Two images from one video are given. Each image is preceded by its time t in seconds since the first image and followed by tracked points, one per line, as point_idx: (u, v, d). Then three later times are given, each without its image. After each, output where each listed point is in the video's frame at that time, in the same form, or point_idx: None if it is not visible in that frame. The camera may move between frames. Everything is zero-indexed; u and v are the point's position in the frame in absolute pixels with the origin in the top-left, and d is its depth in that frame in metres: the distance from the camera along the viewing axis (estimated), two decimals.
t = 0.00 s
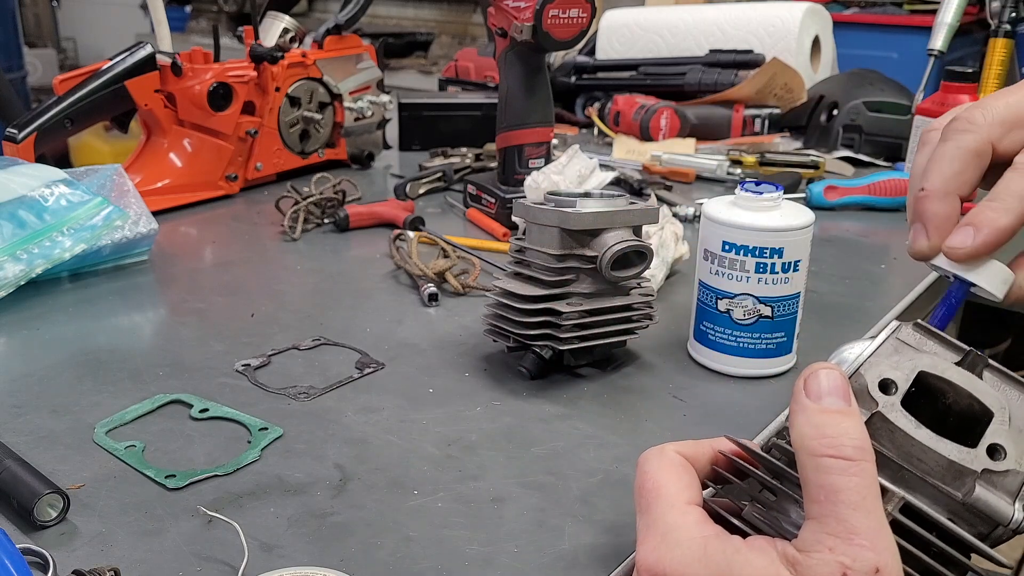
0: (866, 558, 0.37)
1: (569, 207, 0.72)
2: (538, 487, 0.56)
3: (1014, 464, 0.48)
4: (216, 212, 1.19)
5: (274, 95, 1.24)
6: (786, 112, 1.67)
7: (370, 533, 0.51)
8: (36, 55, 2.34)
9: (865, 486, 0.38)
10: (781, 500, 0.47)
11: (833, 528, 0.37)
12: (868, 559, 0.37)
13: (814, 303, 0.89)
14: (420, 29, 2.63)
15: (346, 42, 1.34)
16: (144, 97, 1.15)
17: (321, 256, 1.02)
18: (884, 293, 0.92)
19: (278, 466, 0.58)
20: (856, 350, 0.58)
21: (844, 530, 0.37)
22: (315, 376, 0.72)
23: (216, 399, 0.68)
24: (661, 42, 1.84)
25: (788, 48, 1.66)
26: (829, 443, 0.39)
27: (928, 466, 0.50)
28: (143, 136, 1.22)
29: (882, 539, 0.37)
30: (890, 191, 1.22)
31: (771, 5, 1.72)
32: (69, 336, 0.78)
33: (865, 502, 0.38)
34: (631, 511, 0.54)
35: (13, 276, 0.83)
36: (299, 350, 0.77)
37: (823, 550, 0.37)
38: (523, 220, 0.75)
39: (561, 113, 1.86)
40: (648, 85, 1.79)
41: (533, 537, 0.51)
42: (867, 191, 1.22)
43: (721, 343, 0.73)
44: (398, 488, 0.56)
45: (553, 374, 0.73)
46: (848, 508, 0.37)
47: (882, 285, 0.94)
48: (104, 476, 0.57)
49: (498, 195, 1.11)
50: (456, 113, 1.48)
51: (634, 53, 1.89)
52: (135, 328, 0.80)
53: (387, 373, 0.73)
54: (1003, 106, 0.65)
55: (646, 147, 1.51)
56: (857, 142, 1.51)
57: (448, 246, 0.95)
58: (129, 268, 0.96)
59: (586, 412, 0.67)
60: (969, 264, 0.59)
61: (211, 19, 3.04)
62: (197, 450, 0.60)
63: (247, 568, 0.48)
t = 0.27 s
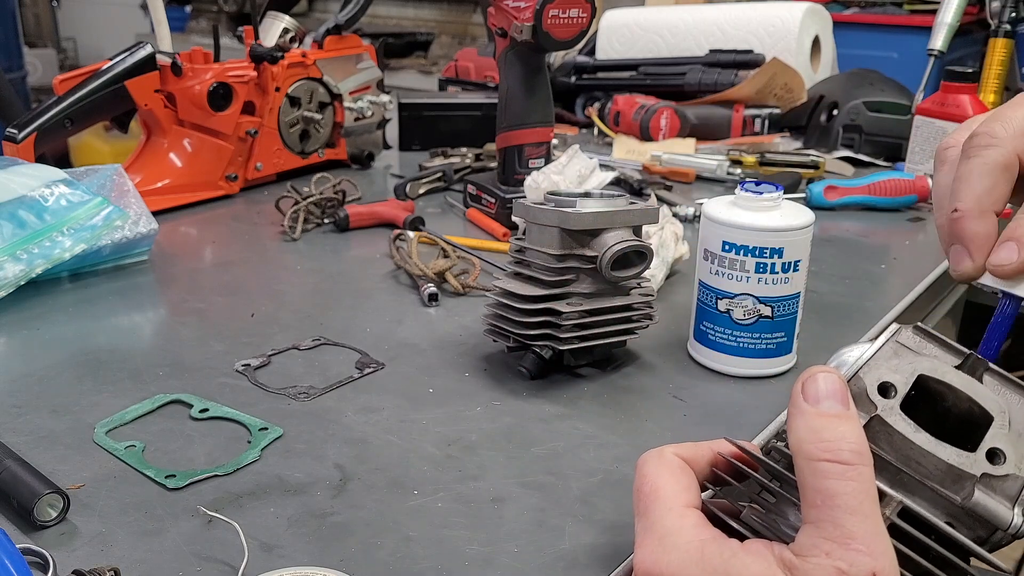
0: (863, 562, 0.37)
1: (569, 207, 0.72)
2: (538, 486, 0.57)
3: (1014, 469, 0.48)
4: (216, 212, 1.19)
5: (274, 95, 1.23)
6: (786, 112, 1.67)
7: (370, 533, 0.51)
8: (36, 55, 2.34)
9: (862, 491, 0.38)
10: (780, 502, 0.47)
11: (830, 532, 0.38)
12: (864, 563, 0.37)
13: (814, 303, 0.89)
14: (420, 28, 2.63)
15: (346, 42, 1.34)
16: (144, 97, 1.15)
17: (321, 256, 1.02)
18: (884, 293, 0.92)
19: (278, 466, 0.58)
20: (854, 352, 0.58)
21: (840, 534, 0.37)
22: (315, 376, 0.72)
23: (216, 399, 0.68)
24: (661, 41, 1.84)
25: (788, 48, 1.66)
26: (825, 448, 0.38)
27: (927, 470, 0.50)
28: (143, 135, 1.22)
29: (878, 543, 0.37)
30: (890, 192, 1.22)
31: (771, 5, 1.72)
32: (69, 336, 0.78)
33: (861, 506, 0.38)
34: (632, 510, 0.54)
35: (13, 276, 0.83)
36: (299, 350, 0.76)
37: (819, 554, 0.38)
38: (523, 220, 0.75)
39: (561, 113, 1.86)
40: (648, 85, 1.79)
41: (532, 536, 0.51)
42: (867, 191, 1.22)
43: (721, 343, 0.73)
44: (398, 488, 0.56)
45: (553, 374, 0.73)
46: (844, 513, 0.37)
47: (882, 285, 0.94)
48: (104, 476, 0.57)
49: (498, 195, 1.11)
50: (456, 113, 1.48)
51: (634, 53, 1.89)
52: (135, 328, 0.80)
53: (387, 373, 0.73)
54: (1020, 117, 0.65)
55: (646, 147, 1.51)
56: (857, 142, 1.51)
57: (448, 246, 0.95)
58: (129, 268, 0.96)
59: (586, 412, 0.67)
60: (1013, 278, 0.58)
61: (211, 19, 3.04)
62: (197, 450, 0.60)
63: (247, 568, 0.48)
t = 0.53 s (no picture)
0: (863, 562, 0.37)
1: (569, 207, 0.72)
2: (538, 486, 0.57)
3: (1013, 467, 0.48)
4: (216, 212, 1.19)
5: (274, 95, 1.23)
6: (786, 112, 1.67)
7: (370, 533, 0.51)
8: (36, 55, 2.34)
9: (862, 491, 0.38)
10: (781, 502, 0.47)
11: (831, 532, 0.38)
12: (865, 562, 0.37)
13: (814, 303, 0.89)
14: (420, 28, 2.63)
15: (346, 42, 1.34)
16: (144, 97, 1.15)
17: (321, 256, 1.02)
18: (884, 293, 0.92)
19: (278, 466, 0.58)
20: (852, 350, 0.58)
21: (841, 534, 0.37)
22: (315, 376, 0.72)
23: (216, 399, 0.68)
24: (661, 42, 1.84)
25: (788, 48, 1.66)
26: (825, 447, 0.39)
27: (928, 469, 0.50)
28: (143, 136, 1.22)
29: (879, 543, 0.37)
30: (890, 192, 1.22)
31: (771, 5, 1.72)
32: (69, 336, 0.78)
33: (861, 505, 0.38)
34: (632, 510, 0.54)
35: (13, 276, 0.83)
36: (299, 350, 0.77)
37: (820, 553, 0.37)
38: (523, 220, 0.75)
39: (561, 113, 1.87)
40: (648, 85, 1.79)
41: (533, 537, 0.51)
42: (867, 191, 1.22)
43: (721, 342, 0.73)
44: (398, 488, 0.56)
45: (553, 374, 0.73)
46: (845, 512, 0.37)
47: (882, 286, 0.94)
48: (104, 476, 0.57)
49: (498, 195, 1.11)
50: (457, 113, 1.48)
51: (634, 53, 1.89)
52: (135, 328, 0.80)
53: (387, 373, 0.73)
54: (1005, 98, 0.65)
55: (646, 147, 1.51)
56: (857, 142, 1.51)
57: (448, 246, 0.95)
58: (129, 268, 0.96)
59: (586, 412, 0.67)
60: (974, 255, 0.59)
61: (211, 19, 3.04)
62: (197, 450, 0.60)
63: (247, 568, 0.48)
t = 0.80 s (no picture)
0: (865, 560, 0.36)
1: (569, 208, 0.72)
2: (538, 486, 0.57)
3: (1014, 468, 0.48)
4: (216, 212, 1.19)
5: (274, 95, 1.23)
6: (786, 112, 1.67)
7: (370, 533, 0.51)
8: (36, 55, 2.34)
9: (865, 488, 0.38)
10: (783, 501, 0.47)
11: (833, 530, 0.38)
12: (867, 561, 0.37)
13: (814, 303, 0.89)
14: (420, 28, 2.63)
15: (346, 42, 1.34)
16: (144, 97, 1.15)
17: (321, 256, 1.02)
18: (884, 293, 0.92)
19: (278, 466, 0.58)
20: (856, 351, 0.58)
21: (842, 532, 0.37)
22: (315, 376, 0.72)
23: (216, 399, 0.68)
24: (661, 42, 1.84)
25: (788, 48, 1.66)
26: (827, 445, 0.39)
27: (929, 469, 0.50)
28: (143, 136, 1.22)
29: (881, 542, 0.37)
30: (890, 191, 1.22)
31: (771, 5, 1.71)
32: (69, 336, 0.78)
33: (863, 503, 0.38)
34: (633, 509, 0.54)
35: (13, 276, 0.83)
36: (299, 350, 0.76)
37: (823, 551, 0.37)
38: (523, 220, 0.75)
39: (561, 114, 1.87)
40: (648, 85, 1.79)
41: (533, 536, 0.51)
42: (867, 191, 1.22)
43: (721, 342, 0.73)
44: (398, 488, 0.56)
45: (553, 374, 0.73)
46: (848, 511, 0.37)
47: (882, 286, 0.94)
48: (104, 476, 0.57)
49: (498, 195, 1.11)
50: (457, 113, 1.48)
51: (634, 53, 1.89)
52: (135, 328, 0.80)
53: (387, 373, 0.73)
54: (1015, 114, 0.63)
55: (646, 147, 1.51)
56: (857, 142, 1.51)
57: (448, 246, 0.95)
58: (129, 268, 0.96)
59: (586, 412, 0.67)
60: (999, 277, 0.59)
61: (211, 19, 3.04)
62: (197, 450, 0.60)
63: (247, 568, 0.48)
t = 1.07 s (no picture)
0: (864, 564, 0.37)
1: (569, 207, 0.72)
2: (537, 487, 0.56)
3: (1018, 467, 0.48)
4: (216, 212, 1.19)
5: (274, 96, 1.23)
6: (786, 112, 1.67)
7: (370, 533, 0.51)
8: (36, 55, 2.33)
9: (865, 491, 0.38)
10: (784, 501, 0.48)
11: (832, 533, 0.38)
12: (865, 564, 0.37)
13: (814, 303, 0.89)
14: (420, 28, 2.63)
15: (346, 42, 1.34)
16: (144, 97, 1.15)
17: (321, 256, 1.02)
18: (884, 293, 0.92)
19: (278, 466, 0.58)
20: (859, 349, 0.58)
21: (842, 536, 0.37)
22: (315, 376, 0.72)
23: (216, 399, 0.68)
24: (661, 42, 1.84)
25: (788, 48, 1.66)
26: (826, 447, 0.39)
27: (931, 468, 0.49)
28: (143, 136, 1.22)
29: (881, 545, 0.37)
30: (890, 191, 1.22)
31: (771, 5, 1.72)
32: (69, 336, 0.78)
33: (863, 507, 0.38)
34: (633, 509, 0.54)
35: (13, 276, 0.83)
36: (299, 350, 0.76)
37: (822, 555, 0.38)
38: (523, 220, 0.75)
39: (561, 114, 1.87)
40: (648, 85, 1.79)
41: (533, 537, 0.51)
42: (867, 191, 1.22)
43: (721, 342, 0.73)
44: (398, 488, 0.56)
45: (553, 374, 0.73)
46: (848, 514, 0.37)
47: (882, 285, 0.94)
48: (104, 476, 0.57)
49: (498, 195, 1.11)
50: (457, 113, 1.48)
51: (634, 53, 1.89)
52: (135, 328, 0.80)
53: (386, 373, 0.73)
54: None
55: (646, 147, 1.51)
56: (856, 142, 1.51)
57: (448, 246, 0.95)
58: (129, 267, 0.96)
59: (586, 412, 0.67)
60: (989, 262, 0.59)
61: (211, 19, 3.04)
62: (197, 451, 0.60)
63: (247, 568, 0.48)
